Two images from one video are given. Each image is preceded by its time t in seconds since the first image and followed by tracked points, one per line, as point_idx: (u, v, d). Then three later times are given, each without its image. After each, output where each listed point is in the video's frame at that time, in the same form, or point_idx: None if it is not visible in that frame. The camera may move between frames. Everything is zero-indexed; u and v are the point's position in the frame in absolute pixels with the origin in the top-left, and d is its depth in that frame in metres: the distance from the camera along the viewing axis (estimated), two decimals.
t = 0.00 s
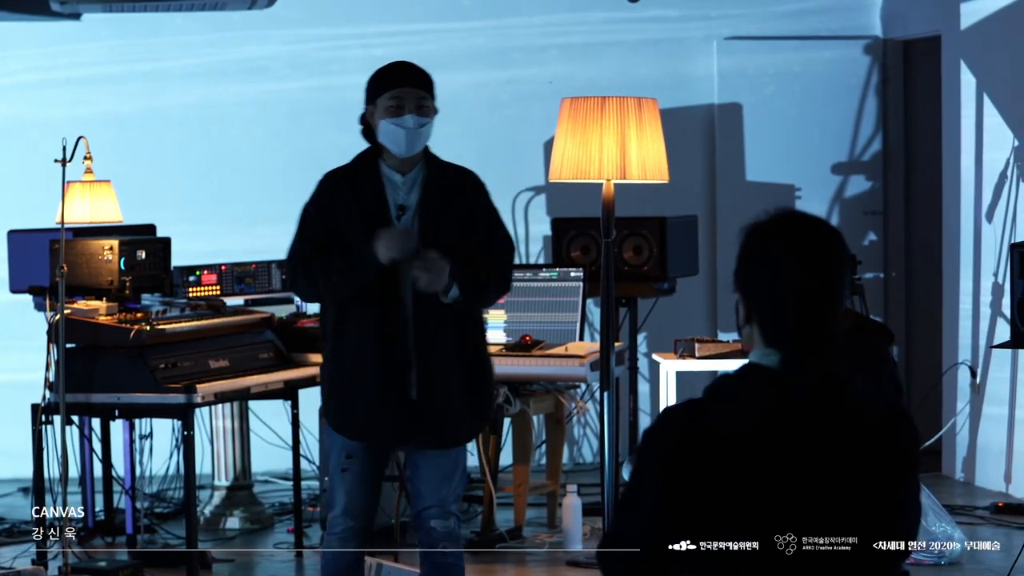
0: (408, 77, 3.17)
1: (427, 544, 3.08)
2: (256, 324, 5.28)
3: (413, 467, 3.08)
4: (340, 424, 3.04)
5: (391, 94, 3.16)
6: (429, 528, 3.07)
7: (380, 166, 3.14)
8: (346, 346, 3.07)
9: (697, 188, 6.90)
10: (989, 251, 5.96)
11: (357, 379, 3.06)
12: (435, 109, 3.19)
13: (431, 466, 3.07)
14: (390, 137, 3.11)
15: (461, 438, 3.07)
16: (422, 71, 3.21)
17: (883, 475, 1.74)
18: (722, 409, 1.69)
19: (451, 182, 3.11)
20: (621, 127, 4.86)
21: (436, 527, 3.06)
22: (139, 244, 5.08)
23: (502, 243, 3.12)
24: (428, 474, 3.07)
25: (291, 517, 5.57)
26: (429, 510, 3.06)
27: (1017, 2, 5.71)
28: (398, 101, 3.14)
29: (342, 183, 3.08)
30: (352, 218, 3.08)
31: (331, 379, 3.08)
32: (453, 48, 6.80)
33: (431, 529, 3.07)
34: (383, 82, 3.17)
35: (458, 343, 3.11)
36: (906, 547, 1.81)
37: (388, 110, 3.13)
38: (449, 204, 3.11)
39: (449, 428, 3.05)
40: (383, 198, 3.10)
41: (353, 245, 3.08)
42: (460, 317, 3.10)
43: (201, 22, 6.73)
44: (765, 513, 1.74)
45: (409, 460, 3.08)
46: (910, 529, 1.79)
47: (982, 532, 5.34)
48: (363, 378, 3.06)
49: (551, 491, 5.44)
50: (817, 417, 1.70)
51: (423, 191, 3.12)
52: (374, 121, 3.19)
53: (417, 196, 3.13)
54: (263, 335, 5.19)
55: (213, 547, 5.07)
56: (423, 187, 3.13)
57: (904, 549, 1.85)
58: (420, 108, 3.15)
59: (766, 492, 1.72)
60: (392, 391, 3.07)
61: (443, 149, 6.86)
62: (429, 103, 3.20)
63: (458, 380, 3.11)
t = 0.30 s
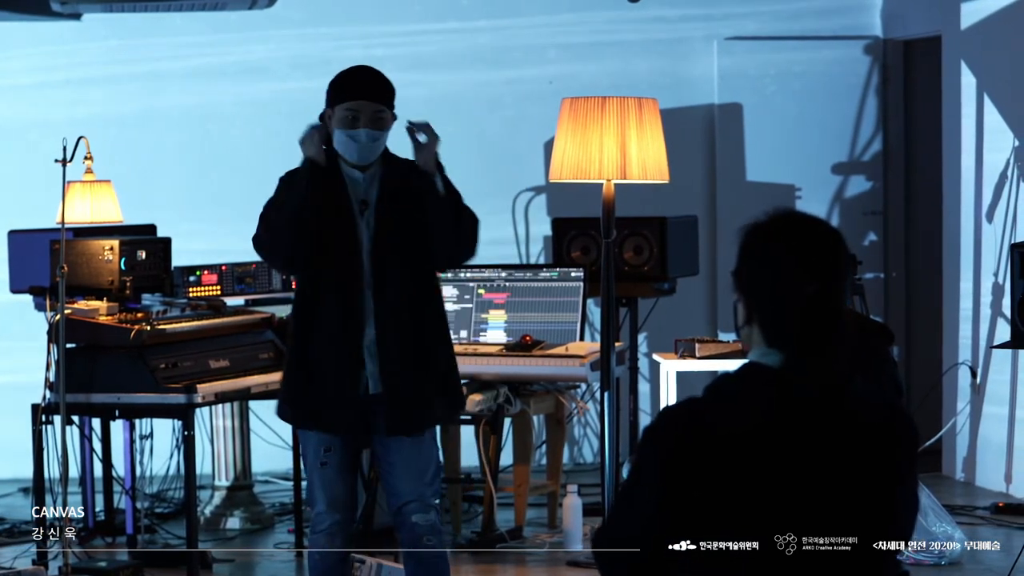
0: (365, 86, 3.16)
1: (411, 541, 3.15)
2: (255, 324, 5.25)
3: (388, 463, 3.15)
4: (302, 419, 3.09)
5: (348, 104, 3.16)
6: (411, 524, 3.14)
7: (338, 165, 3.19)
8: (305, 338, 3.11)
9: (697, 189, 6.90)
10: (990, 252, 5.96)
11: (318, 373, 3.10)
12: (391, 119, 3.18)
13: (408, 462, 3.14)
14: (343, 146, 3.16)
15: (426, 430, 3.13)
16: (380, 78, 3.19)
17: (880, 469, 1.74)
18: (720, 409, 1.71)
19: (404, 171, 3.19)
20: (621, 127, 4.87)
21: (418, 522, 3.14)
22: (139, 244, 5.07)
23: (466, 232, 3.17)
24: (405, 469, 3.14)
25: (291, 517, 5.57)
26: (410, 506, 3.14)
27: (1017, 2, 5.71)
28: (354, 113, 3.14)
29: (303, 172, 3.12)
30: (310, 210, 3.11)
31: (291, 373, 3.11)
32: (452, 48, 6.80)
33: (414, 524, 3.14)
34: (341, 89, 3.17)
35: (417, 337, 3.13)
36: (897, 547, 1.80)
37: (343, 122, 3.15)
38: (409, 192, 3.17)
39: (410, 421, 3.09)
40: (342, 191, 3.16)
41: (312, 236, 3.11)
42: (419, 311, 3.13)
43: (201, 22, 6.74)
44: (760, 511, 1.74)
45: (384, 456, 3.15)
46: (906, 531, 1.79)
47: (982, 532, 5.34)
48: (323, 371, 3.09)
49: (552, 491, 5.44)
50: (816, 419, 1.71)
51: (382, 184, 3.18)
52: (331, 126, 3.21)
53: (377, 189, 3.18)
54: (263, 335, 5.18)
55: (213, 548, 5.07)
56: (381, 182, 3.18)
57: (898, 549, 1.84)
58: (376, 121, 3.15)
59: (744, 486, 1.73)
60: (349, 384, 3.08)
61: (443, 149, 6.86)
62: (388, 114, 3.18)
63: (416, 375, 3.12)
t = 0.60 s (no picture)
0: (350, 86, 3.19)
1: (406, 537, 3.15)
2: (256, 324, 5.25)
3: (379, 462, 3.15)
4: (287, 414, 3.08)
5: (334, 105, 3.17)
6: (405, 521, 3.14)
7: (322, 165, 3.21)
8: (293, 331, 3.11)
9: (697, 188, 6.90)
10: (990, 252, 5.96)
11: (304, 367, 3.11)
12: (377, 120, 3.22)
13: (399, 459, 3.14)
14: (329, 147, 3.19)
15: (412, 428, 3.15)
16: (364, 78, 3.23)
17: (871, 474, 1.74)
18: (723, 407, 1.73)
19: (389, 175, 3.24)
20: (622, 127, 4.87)
21: (412, 519, 3.14)
22: (139, 243, 5.07)
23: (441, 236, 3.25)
24: (397, 466, 3.14)
25: (291, 517, 5.57)
26: (404, 502, 3.14)
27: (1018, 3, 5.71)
28: (341, 114, 3.17)
29: (301, 169, 3.15)
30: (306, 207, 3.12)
31: (278, 368, 3.11)
32: (452, 48, 6.80)
33: (407, 521, 3.14)
34: (327, 89, 3.18)
35: (400, 334, 3.16)
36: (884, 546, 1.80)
37: (330, 123, 3.17)
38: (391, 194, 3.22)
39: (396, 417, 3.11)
40: (330, 190, 3.18)
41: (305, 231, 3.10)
42: (404, 310, 3.16)
43: (201, 22, 6.74)
44: (743, 508, 1.75)
45: (375, 453, 3.15)
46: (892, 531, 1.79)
47: (983, 532, 5.34)
48: (310, 367, 3.10)
49: (552, 491, 5.43)
50: (812, 417, 1.72)
51: (364, 185, 3.23)
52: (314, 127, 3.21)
53: (360, 189, 3.22)
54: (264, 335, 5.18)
55: (213, 548, 5.07)
56: (364, 182, 3.23)
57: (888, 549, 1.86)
58: (362, 121, 3.18)
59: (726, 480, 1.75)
60: (336, 379, 3.09)
61: (443, 149, 6.86)
62: (373, 114, 3.21)
63: (402, 372, 3.16)
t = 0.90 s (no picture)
0: (342, 85, 3.19)
1: (404, 536, 3.17)
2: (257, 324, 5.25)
3: (376, 461, 3.15)
4: (287, 415, 3.09)
5: (327, 104, 3.18)
6: (403, 520, 3.15)
7: (317, 164, 3.22)
8: (291, 332, 3.11)
9: (698, 188, 6.90)
10: (991, 252, 5.96)
11: (303, 368, 3.11)
12: (370, 117, 3.23)
13: (397, 458, 3.14)
14: (324, 146, 3.20)
15: (407, 426, 3.14)
16: (356, 76, 3.23)
17: (871, 473, 1.73)
18: (722, 408, 1.73)
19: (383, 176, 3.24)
20: (622, 127, 4.87)
21: (410, 518, 3.15)
22: (140, 243, 5.07)
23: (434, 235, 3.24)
24: (395, 466, 3.14)
25: (292, 517, 5.57)
26: (401, 501, 3.15)
27: (1019, 3, 5.71)
28: (334, 112, 3.18)
29: (298, 170, 3.15)
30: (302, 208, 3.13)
31: (277, 369, 3.11)
32: (452, 48, 6.80)
33: (405, 520, 3.15)
34: (319, 89, 3.19)
35: (396, 333, 3.15)
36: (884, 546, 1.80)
37: (324, 121, 3.18)
38: (384, 193, 3.22)
39: (394, 416, 3.10)
40: (325, 191, 3.19)
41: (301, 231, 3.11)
42: (399, 309, 3.16)
43: (201, 22, 6.74)
44: (740, 506, 1.76)
45: (372, 453, 3.15)
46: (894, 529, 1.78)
47: (983, 532, 5.34)
48: (309, 367, 3.10)
49: (553, 491, 5.43)
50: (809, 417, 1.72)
51: (359, 185, 3.23)
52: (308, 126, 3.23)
53: (354, 189, 3.22)
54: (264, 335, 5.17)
55: (214, 547, 5.07)
56: (358, 182, 3.23)
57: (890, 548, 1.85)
58: (355, 118, 3.19)
59: (725, 480, 1.75)
60: (335, 379, 3.09)
61: (444, 149, 6.86)
62: (365, 110, 3.23)
63: (396, 371, 3.15)
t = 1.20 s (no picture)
0: (340, 86, 3.18)
1: (404, 536, 3.17)
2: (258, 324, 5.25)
3: (376, 461, 3.15)
4: (287, 415, 3.09)
5: (325, 105, 3.18)
6: (403, 519, 3.15)
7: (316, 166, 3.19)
8: (291, 333, 3.12)
9: (698, 188, 6.90)
10: (992, 252, 5.96)
11: (303, 369, 3.12)
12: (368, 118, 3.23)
13: (397, 458, 3.14)
14: (323, 146, 3.19)
15: (406, 427, 3.14)
16: (354, 77, 3.22)
17: (871, 472, 1.73)
18: (725, 408, 1.73)
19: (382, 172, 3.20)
20: (623, 127, 4.87)
21: (410, 518, 3.15)
22: (141, 243, 5.07)
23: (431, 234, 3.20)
24: (395, 466, 3.14)
25: (293, 517, 5.57)
26: (402, 502, 3.15)
27: (1020, 3, 5.71)
28: (332, 113, 3.18)
29: (298, 172, 3.14)
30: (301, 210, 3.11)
31: (277, 370, 3.12)
32: (452, 48, 6.80)
33: (406, 520, 3.15)
34: (317, 89, 3.19)
35: (395, 333, 3.16)
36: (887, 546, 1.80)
37: (322, 122, 3.18)
38: (383, 195, 3.17)
39: (394, 416, 3.11)
40: (323, 192, 3.18)
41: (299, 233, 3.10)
42: (397, 309, 3.17)
43: (201, 22, 6.74)
44: (741, 507, 1.76)
45: (373, 453, 3.14)
46: (895, 528, 1.78)
47: (984, 532, 5.35)
48: (309, 368, 3.10)
49: (555, 491, 5.42)
50: (811, 417, 1.71)
51: (358, 184, 3.21)
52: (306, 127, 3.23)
53: (354, 189, 3.20)
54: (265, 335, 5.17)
55: (214, 547, 5.08)
56: (357, 182, 3.21)
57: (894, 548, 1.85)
58: (354, 119, 3.20)
59: (725, 481, 1.75)
60: (335, 379, 3.09)
61: (444, 149, 6.86)
62: (364, 112, 3.23)
63: (396, 371, 3.15)
